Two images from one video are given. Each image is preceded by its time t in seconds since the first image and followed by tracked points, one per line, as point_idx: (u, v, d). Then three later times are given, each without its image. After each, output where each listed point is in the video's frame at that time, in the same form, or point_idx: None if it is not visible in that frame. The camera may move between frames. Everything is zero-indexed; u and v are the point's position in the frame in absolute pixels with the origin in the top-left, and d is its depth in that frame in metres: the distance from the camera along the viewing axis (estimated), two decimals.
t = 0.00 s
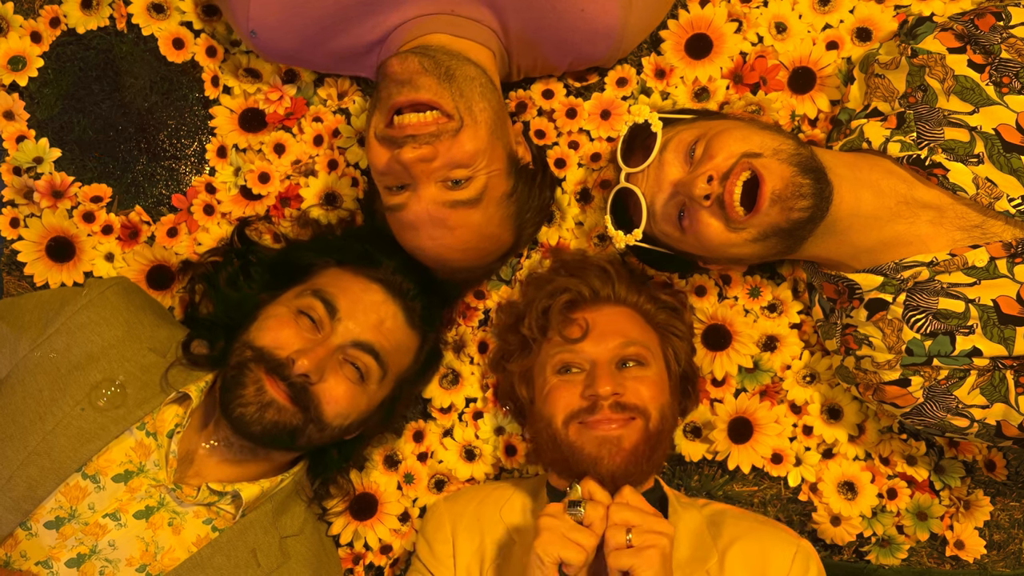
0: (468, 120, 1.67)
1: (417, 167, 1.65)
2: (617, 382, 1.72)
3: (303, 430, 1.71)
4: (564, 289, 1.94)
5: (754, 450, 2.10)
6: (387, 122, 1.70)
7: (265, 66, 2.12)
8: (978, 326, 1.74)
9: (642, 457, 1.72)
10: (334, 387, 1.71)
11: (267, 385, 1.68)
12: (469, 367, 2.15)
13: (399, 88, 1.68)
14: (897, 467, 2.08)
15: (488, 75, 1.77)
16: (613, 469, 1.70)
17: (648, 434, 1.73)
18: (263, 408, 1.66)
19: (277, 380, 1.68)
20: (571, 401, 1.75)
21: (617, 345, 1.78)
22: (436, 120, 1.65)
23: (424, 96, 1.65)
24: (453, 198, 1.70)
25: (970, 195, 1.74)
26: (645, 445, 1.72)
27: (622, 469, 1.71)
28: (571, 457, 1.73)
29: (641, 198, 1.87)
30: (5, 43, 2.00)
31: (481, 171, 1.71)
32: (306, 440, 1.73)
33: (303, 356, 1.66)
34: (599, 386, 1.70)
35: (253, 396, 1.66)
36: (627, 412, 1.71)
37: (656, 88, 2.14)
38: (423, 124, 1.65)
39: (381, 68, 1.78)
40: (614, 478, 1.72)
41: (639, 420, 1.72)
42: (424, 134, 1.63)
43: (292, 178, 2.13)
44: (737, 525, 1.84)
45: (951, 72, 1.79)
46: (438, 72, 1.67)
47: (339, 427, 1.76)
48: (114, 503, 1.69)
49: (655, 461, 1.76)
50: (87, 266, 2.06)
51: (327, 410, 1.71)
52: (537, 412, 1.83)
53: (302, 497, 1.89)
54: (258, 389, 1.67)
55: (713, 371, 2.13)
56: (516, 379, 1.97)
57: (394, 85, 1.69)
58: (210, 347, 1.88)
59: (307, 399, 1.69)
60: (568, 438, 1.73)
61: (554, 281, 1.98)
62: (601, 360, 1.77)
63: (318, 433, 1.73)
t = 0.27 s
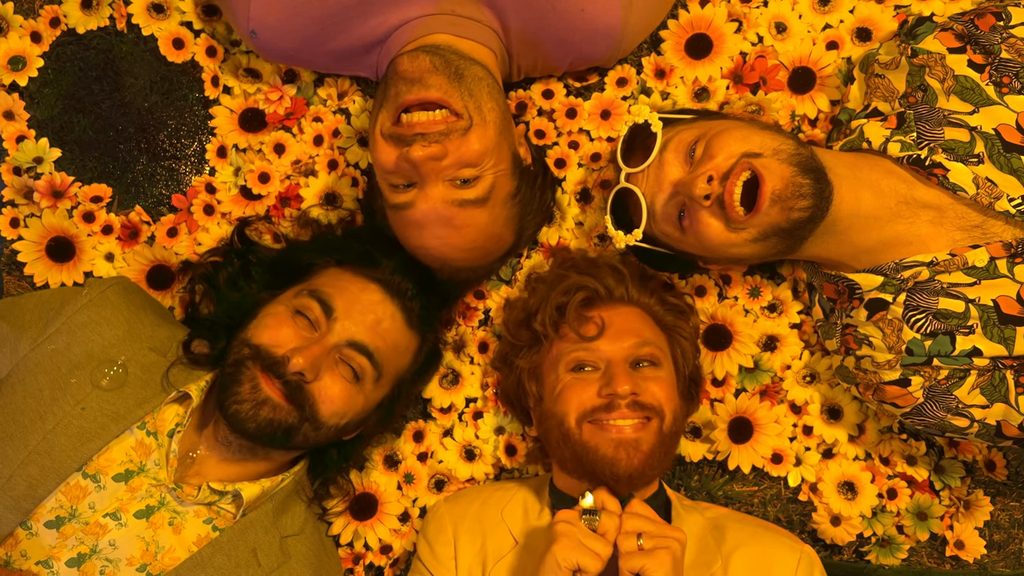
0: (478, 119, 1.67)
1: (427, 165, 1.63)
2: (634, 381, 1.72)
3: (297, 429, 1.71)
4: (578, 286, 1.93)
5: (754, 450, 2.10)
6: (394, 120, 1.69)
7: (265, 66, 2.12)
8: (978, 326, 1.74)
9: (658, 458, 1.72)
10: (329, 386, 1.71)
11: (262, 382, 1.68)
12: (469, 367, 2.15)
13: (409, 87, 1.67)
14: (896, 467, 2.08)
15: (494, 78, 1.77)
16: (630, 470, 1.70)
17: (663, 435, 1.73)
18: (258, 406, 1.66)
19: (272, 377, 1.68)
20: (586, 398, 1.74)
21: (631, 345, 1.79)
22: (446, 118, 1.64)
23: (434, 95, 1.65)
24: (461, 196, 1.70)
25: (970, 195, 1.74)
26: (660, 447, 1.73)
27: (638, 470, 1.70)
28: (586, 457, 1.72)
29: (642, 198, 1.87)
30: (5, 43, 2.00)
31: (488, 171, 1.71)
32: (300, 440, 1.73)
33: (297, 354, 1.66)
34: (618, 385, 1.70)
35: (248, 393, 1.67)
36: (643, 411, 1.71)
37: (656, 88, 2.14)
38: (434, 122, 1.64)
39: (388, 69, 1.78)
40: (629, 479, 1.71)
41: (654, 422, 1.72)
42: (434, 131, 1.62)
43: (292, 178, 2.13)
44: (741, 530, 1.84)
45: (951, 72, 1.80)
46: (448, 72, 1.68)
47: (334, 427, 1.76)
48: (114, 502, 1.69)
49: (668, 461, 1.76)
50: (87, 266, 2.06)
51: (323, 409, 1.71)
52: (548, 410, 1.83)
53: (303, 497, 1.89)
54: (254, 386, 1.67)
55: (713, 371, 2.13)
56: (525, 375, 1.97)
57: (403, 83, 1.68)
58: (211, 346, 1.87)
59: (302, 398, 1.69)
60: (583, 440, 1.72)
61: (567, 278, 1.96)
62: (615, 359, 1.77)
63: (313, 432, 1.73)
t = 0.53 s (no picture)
0: (485, 120, 1.67)
1: (437, 163, 1.63)
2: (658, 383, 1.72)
3: (297, 429, 1.70)
4: (594, 284, 1.93)
5: (755, 450, 2.10)
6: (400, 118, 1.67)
7: (265, 66, 2.12)
8: (978, 326, 1.74)
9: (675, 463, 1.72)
10: (329, 386, 1.71)
11: (261, 382, 1.68)
12: (469, 367, 2.15)
13: (418, 84, 1.66)
14: (896, 467, 2.08)
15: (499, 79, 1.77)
16: (652, 475, 1.68)
17: (679, 439, 1.73)
18: (257, 405, 1.66)
19: (272, 376, 1.68)
20: (608, 398, 1.74)
21: (651, 348, 1.79)
22: (454, 118, 1.66)
23: (442, 93, 1.64)
24: (468, 196, 1.71)
25: (970, 194, 1.74)
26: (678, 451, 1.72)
27: (659, 474, 1.68)
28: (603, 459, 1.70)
29: (642, 198, 1.87)
30: (5, 43, 2.00)
31: (495, 170, 1.72)
32: (300, 440, 1.73)
33: (297, 354, 1.66)
34: (644, 387, 1.70)
35: (247, 393, 1.67)
36: (663, 414, 1.71)
37: (656, 88, 2.14)
38: (443, 121, 1.65)
39: (393, 67, 1.77)
40: (650, 483, 1.69)
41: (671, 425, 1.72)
42: (443, 130, 1.61)
43: (292, 178, 2.13)
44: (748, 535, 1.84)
45: (951, 72, 1.80)
46: (458, 72, 1.68)
47: (334, 427, 1.76)
48: (113, 503, 1.69)
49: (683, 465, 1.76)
50: (87, 266, 2.06)
51: (323, 409, 1.71)
52: (565, 410, 1.82)
53: (302, 497, 1.89)
54: (253, 386, 1.67)
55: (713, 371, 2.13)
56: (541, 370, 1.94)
57: (413, 80, 1.66)
58: (210, 346, 1.87)
59: (301, 397, 1.69)
60: (604, 442, 1.71)
61: (588, 277, 1.95)
62: (637, 361, 1.77)
63: (312, 432, 1.73)
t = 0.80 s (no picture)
0: (490, 120, 1.67)
1: (440, 163, 1.63)
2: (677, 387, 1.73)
3: (297, 428, 1.70)
4: (615, 283, 1.91)
5: (755, 450, 2.10)
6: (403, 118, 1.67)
7: (265, 66, 2.12)
8: (978, 326, 1.74)
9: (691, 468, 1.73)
10: (328, 385, 1.71)
11: (261, 381, 1.68)
12: (469, 367, 2.15)
13: (424, 83, 1.65)
14: (897, 467, 2.08)
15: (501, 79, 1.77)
16: (670, 481, 1.69)
17: (693, 444, 1.74)
18: (257, 404, 1.67)
19: (271, 376, 1.68)
20: (628, 400, 1.73)
21: (670, 351, 1.79)
22: (459, 117, 1.66)
23: (448, 93, 1.64)
24: (471, 195, 1.72)
25: (970, 194, 1.74)
26: (692, 457, 1.74)
27: (676, 480, 1.70)
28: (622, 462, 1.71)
29: (642, 198, 1.87)
30: (5, 43, 2.00)
31: (499, 171, 1.73)
32: (300, 439, 1.73)
33: (296, 353, 1.66)
34: (665, 390, 1.70)
35: (246, 392, 1.68)
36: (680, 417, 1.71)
37: (656, 88, 2.14)
38: (449, 121, 1.65)
39: (396, 66, 1.76)
40: (666, 489, 1.71)
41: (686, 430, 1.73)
42: (448, 130, 1.62)
43: (292, 178, 2.13)
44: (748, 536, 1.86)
45: (951, 72, 1.79)
46: (464, 72, 1.67)
47: (333, 426, 1.75)
48: (113, 503, 1.69)
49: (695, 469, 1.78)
50: (87, 266, 2.06)
51: (322, 408, 1.71)
52: (581, 410, 1.81)
53: (301, 497, 1.89)
54: (252, 385, 1.68)
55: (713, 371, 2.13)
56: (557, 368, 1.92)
57: (418, 79, 1.66)
58: (210, 346, 1.87)
59: (300, 396, 1.69)
60: (623, 446, 1.71)
61: (606, 277, 1.95)
62: (658, 365, 1.77)
63: (312, 432, 1.73)
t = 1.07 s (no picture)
0: (491, 121, 1.67)
1: (441, 163, 1.63)
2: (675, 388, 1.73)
3: (297, 428, 1.70)
4: (620, 283, 1.92)
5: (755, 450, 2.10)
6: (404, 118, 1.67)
7: (265, 66, 2.12)
8: (978, 326, 1.74)
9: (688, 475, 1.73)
10: (328, 384, 1.71)
11: (260, 381, 1.68)
12: (469, 367, 2.15)
13: (426, 83, 1.65)
14: (897, 467, 2.08)
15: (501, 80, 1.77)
16: (665, 490, 1.69)
17: (691, 449, 1.74)
18: (256, 404, 1.67)
19: (271, 376, 1.68)
20: (627, 399, 1.73)
21: (671, 351, 1.79)
22: (460, 118, 1.66)
23: (449, 93, 1.64)
24: (471, 196, 1.72)
25: (970, 194, 1.74)
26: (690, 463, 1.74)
27: (672, 488, 1.70)
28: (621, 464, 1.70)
29: (642, 198, 1.87)
30: (5, 43, 2.00)
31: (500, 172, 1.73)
32: (300, 439, 1.73)
33: (296, 353, 1.66)
34: (664, 391, 1.70)
35: (246, 391, 1.67)
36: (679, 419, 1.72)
37: (656, 88, 2.14)
38: (449, 121, 1.64)
39: (397, 65, 1.76)
40: (661, 497, 1.70)
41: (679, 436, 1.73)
42: (448, 130, 1.62)
43: (292, 178, 2.13)
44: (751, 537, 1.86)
45: (951, 72, 1.79)
46: (465, 72, 1.67)
47: (332, 426, 1.76)
48: (112, 503, 1.69)
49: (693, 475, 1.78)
50: (87, 266, 2.06)
51: (321, 409, 1.71)
52: (580, 409, 1.81)
53: (301, 497, 1.88)
54: (252, 385, 1.67)
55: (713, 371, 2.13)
56: (557, 367, 1.91)
57: (419, 79, 1.66)
58: (210, 347, 1.87)
59: (300, 396, 1.69)
60: (620, 450, 1.71)
61: (611, 277, 1.95)
62: (658, 364, 1.77)
63: (311, 432, 1.73)
